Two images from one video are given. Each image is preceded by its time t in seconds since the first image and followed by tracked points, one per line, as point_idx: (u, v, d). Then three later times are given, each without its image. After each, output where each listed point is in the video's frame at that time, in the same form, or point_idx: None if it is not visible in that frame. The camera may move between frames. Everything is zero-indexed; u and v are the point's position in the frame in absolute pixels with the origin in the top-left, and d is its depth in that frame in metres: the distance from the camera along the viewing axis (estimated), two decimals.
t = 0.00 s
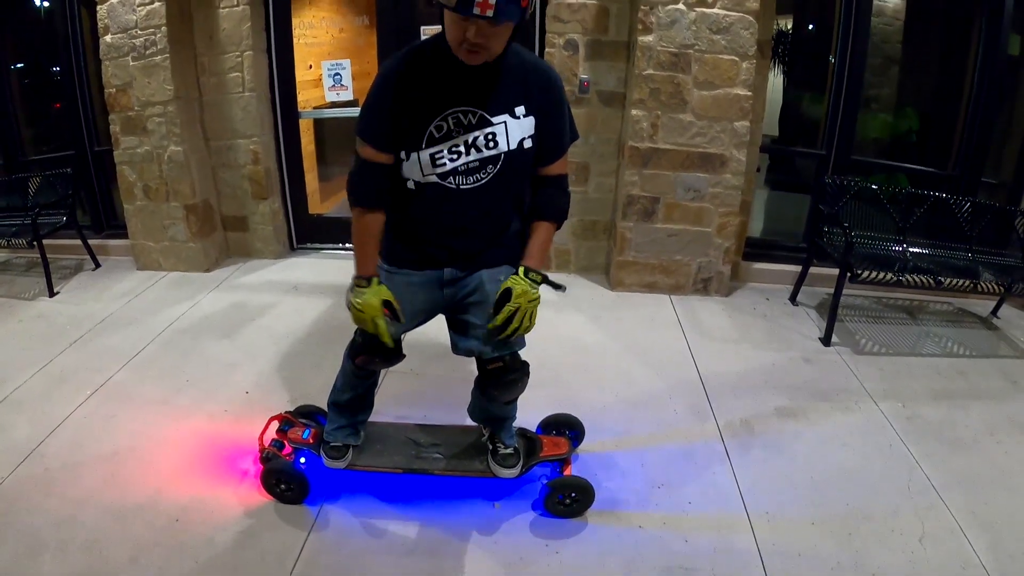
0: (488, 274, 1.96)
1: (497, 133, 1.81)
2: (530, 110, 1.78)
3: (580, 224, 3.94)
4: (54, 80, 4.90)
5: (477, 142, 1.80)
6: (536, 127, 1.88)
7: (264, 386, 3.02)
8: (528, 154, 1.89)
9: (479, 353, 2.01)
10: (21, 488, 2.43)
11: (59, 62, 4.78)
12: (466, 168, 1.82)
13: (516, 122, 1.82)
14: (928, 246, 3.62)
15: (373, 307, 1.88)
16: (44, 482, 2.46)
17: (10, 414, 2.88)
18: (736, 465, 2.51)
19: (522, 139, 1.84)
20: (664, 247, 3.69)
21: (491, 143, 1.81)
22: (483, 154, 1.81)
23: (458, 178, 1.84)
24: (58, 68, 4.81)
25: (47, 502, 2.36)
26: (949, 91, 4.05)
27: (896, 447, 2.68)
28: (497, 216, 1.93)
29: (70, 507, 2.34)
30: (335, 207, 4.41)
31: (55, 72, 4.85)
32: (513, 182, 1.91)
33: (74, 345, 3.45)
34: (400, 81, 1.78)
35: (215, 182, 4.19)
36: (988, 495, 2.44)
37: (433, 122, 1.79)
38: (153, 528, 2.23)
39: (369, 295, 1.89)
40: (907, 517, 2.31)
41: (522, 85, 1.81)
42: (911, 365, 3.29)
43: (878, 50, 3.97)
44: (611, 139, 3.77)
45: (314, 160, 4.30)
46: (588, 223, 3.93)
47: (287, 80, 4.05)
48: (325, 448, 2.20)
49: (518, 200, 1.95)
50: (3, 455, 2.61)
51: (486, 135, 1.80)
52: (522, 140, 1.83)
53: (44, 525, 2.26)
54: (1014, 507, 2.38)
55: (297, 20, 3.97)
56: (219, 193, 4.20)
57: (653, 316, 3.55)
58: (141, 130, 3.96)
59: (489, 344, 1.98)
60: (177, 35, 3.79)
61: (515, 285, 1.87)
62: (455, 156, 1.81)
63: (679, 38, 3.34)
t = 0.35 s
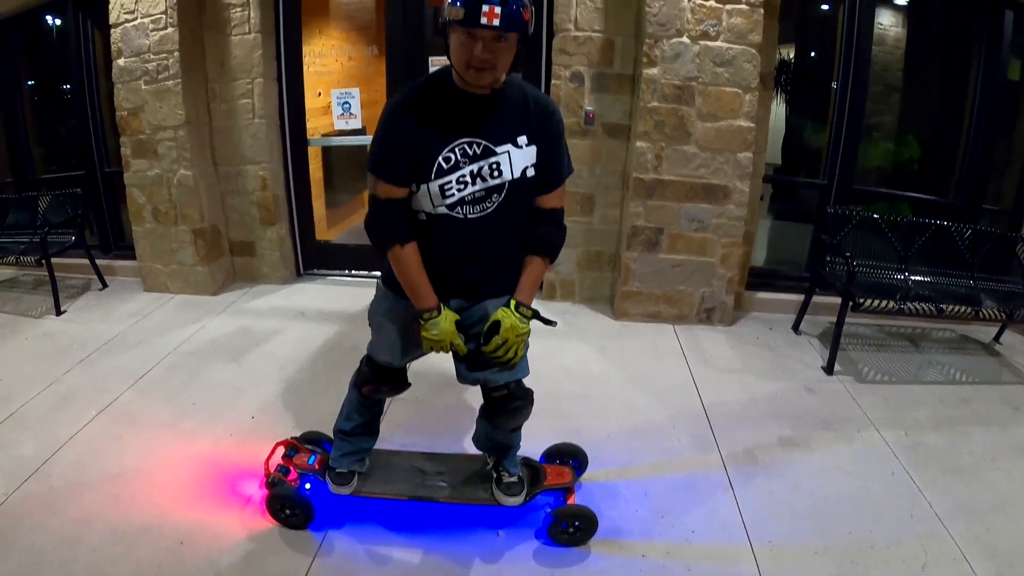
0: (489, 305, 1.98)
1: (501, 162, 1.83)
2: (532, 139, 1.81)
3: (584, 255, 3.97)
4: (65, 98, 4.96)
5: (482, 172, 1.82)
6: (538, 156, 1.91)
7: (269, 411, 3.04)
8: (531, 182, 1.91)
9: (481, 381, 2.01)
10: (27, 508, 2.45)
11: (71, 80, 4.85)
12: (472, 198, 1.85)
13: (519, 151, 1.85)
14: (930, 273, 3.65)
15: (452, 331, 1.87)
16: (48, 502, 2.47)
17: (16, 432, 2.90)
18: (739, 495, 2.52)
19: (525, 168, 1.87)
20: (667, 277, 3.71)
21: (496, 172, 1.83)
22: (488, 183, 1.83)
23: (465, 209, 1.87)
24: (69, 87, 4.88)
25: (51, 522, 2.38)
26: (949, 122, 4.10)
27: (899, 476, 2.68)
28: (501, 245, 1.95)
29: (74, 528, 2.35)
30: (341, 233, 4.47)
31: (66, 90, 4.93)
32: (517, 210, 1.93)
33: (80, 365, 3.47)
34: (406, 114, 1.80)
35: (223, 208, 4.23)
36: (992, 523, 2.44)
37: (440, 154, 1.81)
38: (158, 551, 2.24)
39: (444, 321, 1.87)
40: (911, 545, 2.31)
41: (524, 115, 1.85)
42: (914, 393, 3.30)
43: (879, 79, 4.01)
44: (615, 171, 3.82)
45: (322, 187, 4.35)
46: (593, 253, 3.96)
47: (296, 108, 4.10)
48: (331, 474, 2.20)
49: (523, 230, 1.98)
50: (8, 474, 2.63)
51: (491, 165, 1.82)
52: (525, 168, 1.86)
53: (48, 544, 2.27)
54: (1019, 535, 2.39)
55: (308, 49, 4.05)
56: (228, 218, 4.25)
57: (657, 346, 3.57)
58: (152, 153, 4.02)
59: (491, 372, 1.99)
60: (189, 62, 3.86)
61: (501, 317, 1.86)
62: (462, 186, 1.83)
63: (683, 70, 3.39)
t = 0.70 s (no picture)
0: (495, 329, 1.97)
1: (511, 190, 1.84)
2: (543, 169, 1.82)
3: (589, 278, 3.98)
4: (73, 113, 5.01)
5: (492, 200, 1.83)
6: (547, 185, 1.92)
7: (274, 432, 3.05)
8: (540, 211, 1.92)
9: (488, 404, 2.02)
10: (32, 522, 2.45)
11: (80, 96, 4.90)
12: (481, 226, 1.85)
13: (529, 180, 1.86)
14: (934, 295, 3.66)
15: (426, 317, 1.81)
16: (53, 517, 2.48)
17: (22, 447, 2.92)
18: (743, 518, 2.52)
19: (534, 197, 1.88)
20: (672, 301, 3.73)
21: (505, 201, 1.84)
22: (497, 211, 1.84)
23: (474, 235, 1.87)
24: (78, 102, 4.93)
25: (56, 537, 2.38)
26: (952, 145, 4.14)
27: (903, 499, 2.68)
28: (508, 270, 1.97)
29: (79, 543, 2.36)
30: (349, 252, 4.46)
31: (75, 105, 4.97)
32: (525, 238, 1.94)
33: (86, 380, 3.49)
34: (417, 142, 1.83)
35: (230, 227, 4.27)
36: (997, 546, 2.43)
37: (450, 181, 1.82)
38: (161, 567, 2.24)
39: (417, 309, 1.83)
40: (917, 568, 2.30)
41: (534, 145, 1.86)
42: (919, 415, 3.29)
43: (882, 101, 4.04)
44: (620, 195, 3.85)
45: (328, 208, 4.38)
46: (598, 277, 3.98)
47: (305, 129, 4.14)
48: (336, 495, 2.21)
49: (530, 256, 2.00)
50: (13, 488, 2.64)
51: (501, 193, 1.83)
52: (534, 197, 1.87)
53: (52, 558, 2.28)
54: None
55: (317, 71, 4.10)
56: (235, 237, 4.28)
57: (661, 369, 3.58)
58: (161, 171, 4.06)
59: (497, 396, 2.00)
60: (199, 82, 3.92)
61: (511, 341, 1.84)
62: (471, 214, 1.84)
63: (688, 95, 3.43)
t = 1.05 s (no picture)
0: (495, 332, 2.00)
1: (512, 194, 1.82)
2: (544, 173, 1.81)
3: (589, 281, 3.98)
4: (73, 116, 5.01)
5: (492, 203, 1.81)
6: (548, 190, 1.90)
7: (273, 435, 3.05)
8: (541, 215, 1.90)
9: (486, 408, 2.04)
10: (31, 524, 2.45)
11: (80, 99, 4.90)
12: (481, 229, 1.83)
13: (530, 184, 1.84)
14: (933, 298, 3.65)
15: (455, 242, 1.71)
16: (52, 519, 2.48)
17: (20, 449, 2.91)
18: (743, 522, 2.52)
19: (535, 201, 1.86)
20: (671, 304, 3.73)
21: (506, 204, 1.82)
22: (498, 215, 1.81)
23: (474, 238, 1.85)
24: (79, 105, 4.92)
25: (55, 539, 2.38)
26: (951, 149, 4.14)
27: (904, 501, 2.68)
28: (507, 275, 1.95)
29: (78, 545, 2.36)
30: (348, 255, 4.46)
31: (75, 108, 4.97)
32: (525, 243, 1.92)
33: (85, 383, 3.49)
34: (419, 143, 1.83)
35: (230, 229, 4.27)
36: (998, 548, 2.43)
37: (451, 182, 1.81)
38: (160, 570, 2.24)
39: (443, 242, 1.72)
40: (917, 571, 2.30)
41: (535, 149, 1.85)
42: (918, 418, 3.29)
43: (881, 104, 4.04)
44: (620, 198, 3.85)
45: (328, 211, 4.38)
46: (597, 280, 3.98)
47: (305, 133, 4.14)
48: (334, 498, 2.21)
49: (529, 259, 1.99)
50: (11, 490, 2.64)
51: (501, 196, 1.81)
52: (535, 202, 1.85)
53: (51, 561, 2.27)
54: None
55: (316, 74, 4.11)
56: (235, 240, 4.28)
57: (661, 372, 3.58)
58: (160, 174, 4.06)
59: (495, 400, 2.02)
60: (199, 84, 3.92)
61: (512, 346, 1.86)
62: (471, 216, 1.81)
63: (688, 99, 3.43)
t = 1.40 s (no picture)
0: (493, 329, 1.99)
1: (510, 190, 1.82)
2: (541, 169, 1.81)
3: (582, 279, 3.98)
4: (65, 115, 4.97)
5: (490, 199, 1.81)
6: (546, 187, 1.90)
7: (267, 435, 3.03)
8: (538, 212, 1.91)
9: (483, 405, 2.02)
10: (23, 525, 2.44)
11: (72, 98, 4.86)
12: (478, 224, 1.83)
13: (528, 180, 1.84)
14: (927, 295, 3.67)
15: (457, 244, 1.69)
16: (45, 520, 2.46)
17: (12, 450, 2.89)
18: (737, 519, 2.52)
19: (532, 197, 1.86)
20: (664, 301, 3.73)
21: (504, 200, 1.81)
22: (495, 210, 1.81)
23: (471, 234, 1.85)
24: (71, 104, 4.89)
25: (48, 540, 2.36)
26: (943, 146, 4.16)
27: (898, 498, 2.69)
28: (504, 271, 1.95)
29: (71, 546, 2.34)
30: (339, 256, 4.48)
31: (67, 107, 4.94)
32: (521, 239, 1.92)
33: (78, 382, 3.47)
34: (416, 137, 1.81)
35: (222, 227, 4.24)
36: (993, 544, 2.44)
37: (449, 177, 1.80)
38: (153, 571, 2.22)
39: (445, 245, 1.71)
40: (909, 569, 2.30)
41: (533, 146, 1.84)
42: (912, 414, 3.31)
43: (874, 102, 4.05)
44: (612, 195, 3.85)
45: (320, 209, 4.36)
46: (590, 277, 3.98)
47: (298, 130, 4.12)
48: (337, 497, 2.19)
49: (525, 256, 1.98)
50: (4, 491, 2.62)
51: (499, 192, 1.81)
52: (533, 198, 1.85)
53: (43, 562, 2.26)
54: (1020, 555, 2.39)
55: (309, 71, 4.08)
56: (227, 238, 4.26)
57: (654, 369, 3.58)
58: (152, 173, 4.04)
59: (492, 398, 2.00)
60: (190, 82, 3.90)
61: (507, 342, 1.84)
62: (469, 211, 1.81)
63: (680, 96, 3.43)
